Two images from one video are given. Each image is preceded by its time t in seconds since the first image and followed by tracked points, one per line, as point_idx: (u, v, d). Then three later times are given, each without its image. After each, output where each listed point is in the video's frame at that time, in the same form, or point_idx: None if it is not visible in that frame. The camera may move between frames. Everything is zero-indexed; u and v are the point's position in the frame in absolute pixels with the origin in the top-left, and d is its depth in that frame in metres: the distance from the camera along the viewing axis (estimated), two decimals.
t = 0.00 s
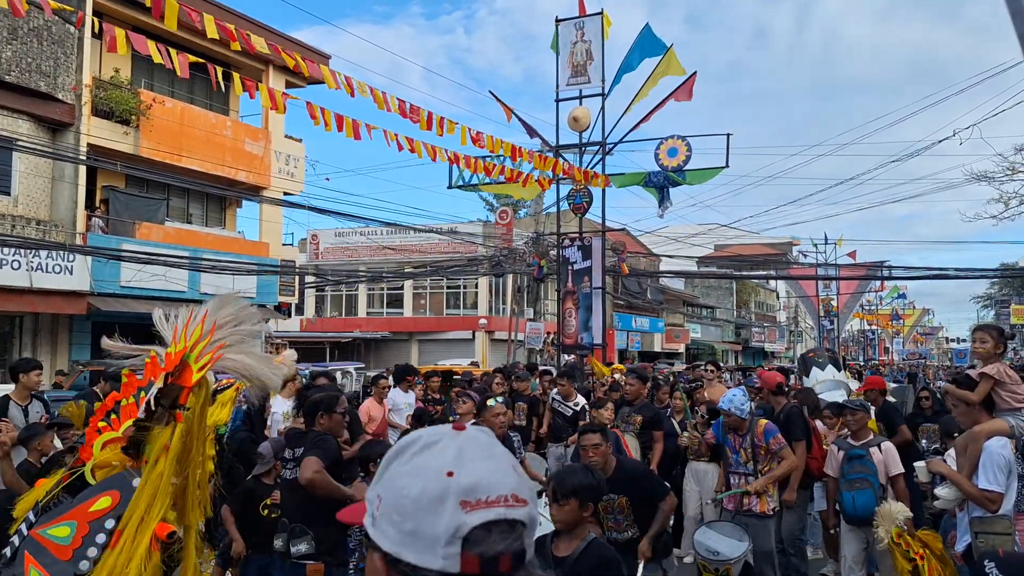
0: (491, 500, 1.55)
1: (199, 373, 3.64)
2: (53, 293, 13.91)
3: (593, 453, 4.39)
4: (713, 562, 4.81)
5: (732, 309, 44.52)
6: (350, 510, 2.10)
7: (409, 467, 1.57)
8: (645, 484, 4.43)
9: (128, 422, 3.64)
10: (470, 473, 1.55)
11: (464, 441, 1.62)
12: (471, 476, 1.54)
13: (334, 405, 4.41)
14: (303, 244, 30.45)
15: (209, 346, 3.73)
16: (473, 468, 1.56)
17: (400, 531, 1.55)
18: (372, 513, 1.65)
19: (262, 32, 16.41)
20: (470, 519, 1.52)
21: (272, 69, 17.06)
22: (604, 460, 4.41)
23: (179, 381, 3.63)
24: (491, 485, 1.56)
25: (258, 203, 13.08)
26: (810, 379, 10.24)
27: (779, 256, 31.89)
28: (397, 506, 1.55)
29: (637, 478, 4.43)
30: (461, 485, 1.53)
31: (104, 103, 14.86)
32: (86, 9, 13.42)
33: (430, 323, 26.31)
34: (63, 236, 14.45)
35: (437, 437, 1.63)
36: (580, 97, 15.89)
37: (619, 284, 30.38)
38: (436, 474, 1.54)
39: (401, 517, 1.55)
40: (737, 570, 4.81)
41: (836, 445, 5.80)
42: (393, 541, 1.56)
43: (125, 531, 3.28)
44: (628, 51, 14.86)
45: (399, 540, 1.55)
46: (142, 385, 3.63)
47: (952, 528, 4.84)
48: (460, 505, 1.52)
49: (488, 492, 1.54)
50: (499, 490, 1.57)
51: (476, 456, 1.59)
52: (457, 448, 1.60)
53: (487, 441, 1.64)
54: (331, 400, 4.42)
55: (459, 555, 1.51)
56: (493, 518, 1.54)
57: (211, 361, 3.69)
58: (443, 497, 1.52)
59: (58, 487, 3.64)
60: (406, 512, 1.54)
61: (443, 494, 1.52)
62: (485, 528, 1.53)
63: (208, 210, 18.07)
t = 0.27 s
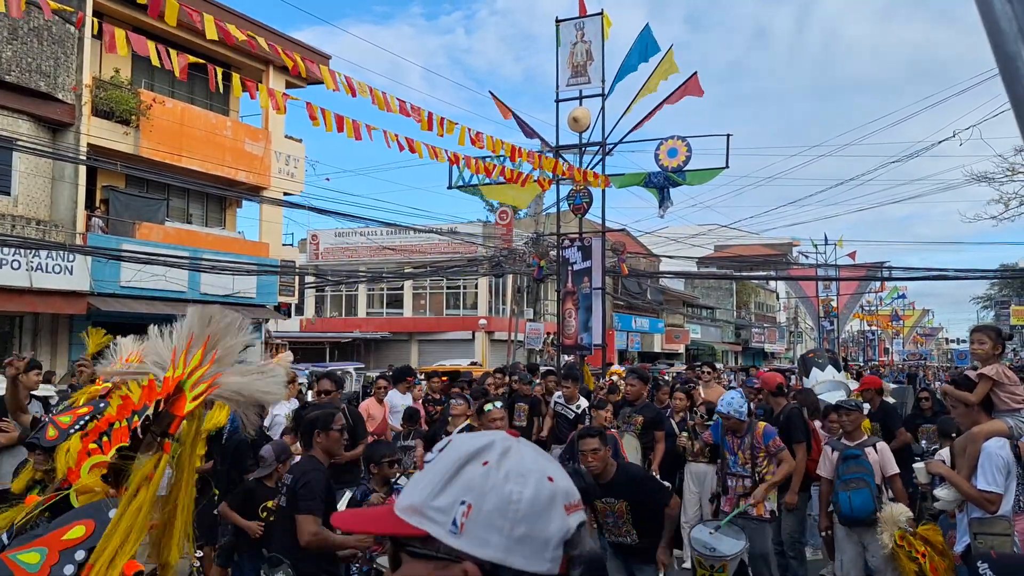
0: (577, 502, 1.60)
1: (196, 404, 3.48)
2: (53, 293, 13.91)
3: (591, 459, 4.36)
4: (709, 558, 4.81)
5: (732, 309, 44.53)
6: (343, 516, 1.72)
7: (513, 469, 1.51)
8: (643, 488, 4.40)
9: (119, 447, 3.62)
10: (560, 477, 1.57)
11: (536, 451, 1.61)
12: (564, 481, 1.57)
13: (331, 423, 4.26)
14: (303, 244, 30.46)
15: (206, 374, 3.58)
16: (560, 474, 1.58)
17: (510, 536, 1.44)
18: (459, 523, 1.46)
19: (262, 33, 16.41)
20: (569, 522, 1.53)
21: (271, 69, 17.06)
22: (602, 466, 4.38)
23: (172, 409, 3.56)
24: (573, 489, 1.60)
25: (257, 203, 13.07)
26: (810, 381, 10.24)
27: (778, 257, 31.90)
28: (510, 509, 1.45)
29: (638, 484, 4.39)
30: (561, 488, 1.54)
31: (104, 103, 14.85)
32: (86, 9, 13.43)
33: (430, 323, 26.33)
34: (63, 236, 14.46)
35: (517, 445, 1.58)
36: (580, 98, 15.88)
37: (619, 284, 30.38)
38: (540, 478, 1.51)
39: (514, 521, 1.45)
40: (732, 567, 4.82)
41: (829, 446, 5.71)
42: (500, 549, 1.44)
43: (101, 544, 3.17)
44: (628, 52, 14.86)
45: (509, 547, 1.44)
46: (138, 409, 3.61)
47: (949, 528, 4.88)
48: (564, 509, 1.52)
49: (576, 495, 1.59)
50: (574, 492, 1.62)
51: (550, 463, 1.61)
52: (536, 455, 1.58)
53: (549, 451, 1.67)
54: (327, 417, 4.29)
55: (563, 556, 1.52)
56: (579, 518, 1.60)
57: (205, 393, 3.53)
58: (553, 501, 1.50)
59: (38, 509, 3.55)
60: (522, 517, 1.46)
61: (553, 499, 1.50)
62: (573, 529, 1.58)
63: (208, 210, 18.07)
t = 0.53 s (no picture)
0: (537, 499, 1.48)
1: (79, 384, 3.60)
2: (53, 293, 13.91)
3: (590, 458, 4.36)
4: (707, 564, 4.80)
5: (732, 310, 44.60)
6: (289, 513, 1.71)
7: (462, 466, 1.38)
8: (643, 490, 4.39)
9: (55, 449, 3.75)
10: (519, 473, 1.44)
11: (493, 442, 1.48)
12: (522, 476, 1.44)
13: (321, 409, 4.28)
14: (303, 245, 30.48)
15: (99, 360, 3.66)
16: (518, 468, 1.46)
17: (455, 540, 1.33)
18: (403, 525, 1.36)
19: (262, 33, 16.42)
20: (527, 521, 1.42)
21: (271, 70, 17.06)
22: (601, 465, 4.39)
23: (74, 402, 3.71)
24: (532, 483, 1.47)
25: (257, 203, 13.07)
26: (809, 381, 10.24)
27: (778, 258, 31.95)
28: (455, 511, 1.34)
29: (637, 484, 4.40)
30: (518, 485, 1.41)
31: (104, 103, 14.85)
32: (86, 10, 13.44)
33: (430, 324, 26.35)
34: (63, 236, 14.46)
35: (471, 437, 1.45)
36: (580, 99, 15.89)
37: (619, 285, 30.41)
38: (492, 476, 1.39)
39: (459, 524, 1.33)
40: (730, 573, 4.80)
41: (827, 448, 5.60)
42: (445, 553, 1.33)
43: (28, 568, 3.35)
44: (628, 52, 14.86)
45: (455, 550, 1.33)
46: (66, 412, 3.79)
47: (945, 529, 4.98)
48: (519, 507, 1.41)
49: (535, 490, 1.47)
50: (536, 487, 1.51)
51: (510, 455, 1.48)
52: (493, 447, 1.45)
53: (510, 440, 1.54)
54: (317, 403, 4.31)
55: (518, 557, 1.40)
56: (540, 515, 1.48)
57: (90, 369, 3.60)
58: (506, 498, 1.38)
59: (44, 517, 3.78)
60: (468, 518, 1.34)
61: (506, 497, 1.38)
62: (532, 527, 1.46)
63: (207, 211, 18.08)
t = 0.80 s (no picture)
0: (464, 504, 1.49)
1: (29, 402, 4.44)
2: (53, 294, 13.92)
3: (589, 458, 4.37)
4: (705, 568, 4.81)
5: (732, 310, 44.64)
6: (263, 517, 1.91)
7: (378, 471, 1.45)
8: (642, 492, 4.40)
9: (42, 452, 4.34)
10: (445, 477, 1.47)
11: (426, 447, 1.52)
12: (444, 481, 1.46)
13: (320, 418, 4.11)
14: (303, 245, 30.49)
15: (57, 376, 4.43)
16: (444, 472, 1.48)
17: (366, 545, 1.40)
18: (328, 530, 1.47)
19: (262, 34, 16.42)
20: (448, 525, 1.44)
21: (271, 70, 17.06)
22: (599, 463, 4.40)
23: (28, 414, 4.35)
24: (462, 487, 1.50)
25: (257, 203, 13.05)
26: (809, 381, 10.23)
27: (778, 258, 31.97)
28: (365, 516, 1.41)
29: (637, 479, 4.43)
30: (436, 490, 1.44)
31: (104, 103, 14.86)
32: (86, 10, 13.45)
33: (430, 324, 26.37)
34: (63, 237, 14.48)
35: (397, 443, 1.50)
36: (580, 99, 15.89)
37: (619, 285, 30.43)
38: (406, 480, 1.43)
39: (369, 528, 1.40)
40: None
41: (831, 450, 5.56)
42: (358, 557, 1.41)
43: None
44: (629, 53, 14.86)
45: (367, 555, 1.40)
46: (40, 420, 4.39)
47: (945, 530, 5.00)
48: (436, 512, 1.44)
49: (462, 493, 1.49)
50: (471, 491, 1.52)
51: (442, 459, 1.51)
52: (420, 451, 1.50)
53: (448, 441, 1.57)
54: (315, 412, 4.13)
55: (438, 564, 1.43)
56: (470, 519, 1.49)
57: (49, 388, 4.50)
58: (419, 502, 1.42)
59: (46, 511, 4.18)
60: (377, 524, 1.40)
61: (419, 501, 1.42)
62: (461, 531, 1.47)
63: (207, 211, 18.08)
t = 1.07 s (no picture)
0: (460, 500, 1.75)
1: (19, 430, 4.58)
2: (53, 294, 13.92)
3: (594, 454, 4.37)
4: (699, 566, 4.82)
5: (732, 311, 44.62)
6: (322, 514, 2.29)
7: (390, 462, 1.79)
8: (646, 491, 4.38)
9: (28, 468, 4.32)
10: (442, 474, 1.75)
11: (437, 444, 1.82)
12: (443, 476, 1.74)
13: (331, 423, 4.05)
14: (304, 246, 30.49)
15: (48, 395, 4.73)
16: (445, 468, 1.76)
17: (372, 522, 1.77)
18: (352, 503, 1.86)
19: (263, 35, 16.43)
20: (438, 516, 1.72)
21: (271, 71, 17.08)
22: (605, 460, 4.40)
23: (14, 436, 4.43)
24: (460, 486, 1.75)
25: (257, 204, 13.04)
26: (809, 382, 10.23)
27: (778, 258, 31.93)
28: (373, 496, 1.77)
29: (640, 478, 4.39)
30: (432, 483, 1.73)
31: (104, 104, 14.87)
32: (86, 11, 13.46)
33: (430, 325, 26.38)
34: (64, 238, 14.48)
35: (411, 439, 1.83)
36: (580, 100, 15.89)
37: (619, 285, 30.41)
38: (409, 471, 1.75)
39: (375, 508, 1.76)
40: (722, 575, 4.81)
41: (842, 448, 5.47)
42: (366, 530, 1.78)
43: None
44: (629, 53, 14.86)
45: (371, 531, 1.77)
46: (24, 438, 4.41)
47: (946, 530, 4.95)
48: (430, 502, 1.73)
49: (455, 492, 1.74)
50: (469, 489, 1.77)
51: (448, 456, 1.79)
52: (430, 448, 1.80)
53: (460, 444, 1.85)
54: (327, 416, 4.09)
55: (426, 548, 1.73)
56: (460, 515, 1.74)
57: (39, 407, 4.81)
58: (414, 492, 1.73)
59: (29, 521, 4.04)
60: (380, 506, 1.76)
61: (414, 491, 1.73)
62: (453, 523, 1.74)
63: (207, 212, 18.10)
